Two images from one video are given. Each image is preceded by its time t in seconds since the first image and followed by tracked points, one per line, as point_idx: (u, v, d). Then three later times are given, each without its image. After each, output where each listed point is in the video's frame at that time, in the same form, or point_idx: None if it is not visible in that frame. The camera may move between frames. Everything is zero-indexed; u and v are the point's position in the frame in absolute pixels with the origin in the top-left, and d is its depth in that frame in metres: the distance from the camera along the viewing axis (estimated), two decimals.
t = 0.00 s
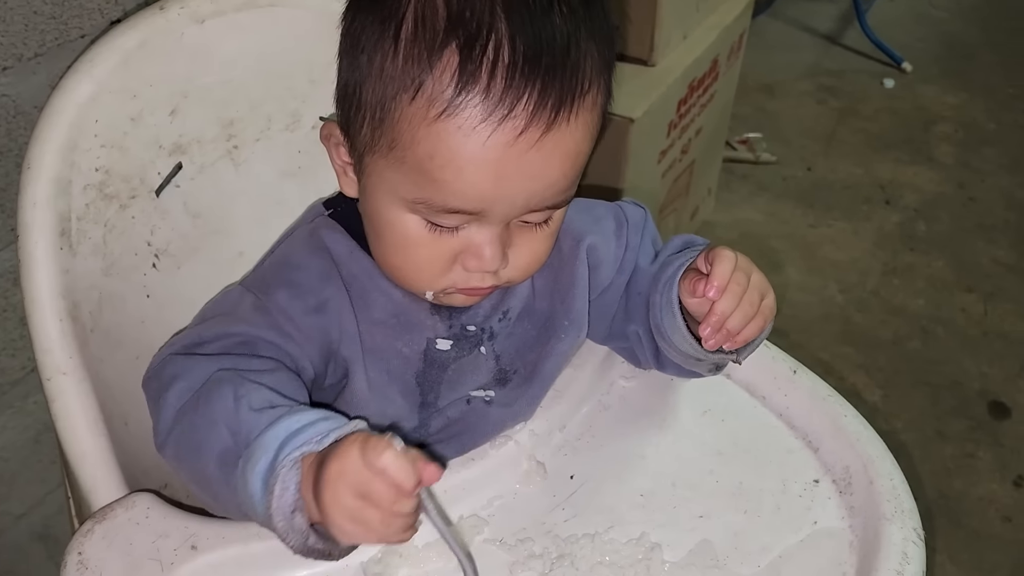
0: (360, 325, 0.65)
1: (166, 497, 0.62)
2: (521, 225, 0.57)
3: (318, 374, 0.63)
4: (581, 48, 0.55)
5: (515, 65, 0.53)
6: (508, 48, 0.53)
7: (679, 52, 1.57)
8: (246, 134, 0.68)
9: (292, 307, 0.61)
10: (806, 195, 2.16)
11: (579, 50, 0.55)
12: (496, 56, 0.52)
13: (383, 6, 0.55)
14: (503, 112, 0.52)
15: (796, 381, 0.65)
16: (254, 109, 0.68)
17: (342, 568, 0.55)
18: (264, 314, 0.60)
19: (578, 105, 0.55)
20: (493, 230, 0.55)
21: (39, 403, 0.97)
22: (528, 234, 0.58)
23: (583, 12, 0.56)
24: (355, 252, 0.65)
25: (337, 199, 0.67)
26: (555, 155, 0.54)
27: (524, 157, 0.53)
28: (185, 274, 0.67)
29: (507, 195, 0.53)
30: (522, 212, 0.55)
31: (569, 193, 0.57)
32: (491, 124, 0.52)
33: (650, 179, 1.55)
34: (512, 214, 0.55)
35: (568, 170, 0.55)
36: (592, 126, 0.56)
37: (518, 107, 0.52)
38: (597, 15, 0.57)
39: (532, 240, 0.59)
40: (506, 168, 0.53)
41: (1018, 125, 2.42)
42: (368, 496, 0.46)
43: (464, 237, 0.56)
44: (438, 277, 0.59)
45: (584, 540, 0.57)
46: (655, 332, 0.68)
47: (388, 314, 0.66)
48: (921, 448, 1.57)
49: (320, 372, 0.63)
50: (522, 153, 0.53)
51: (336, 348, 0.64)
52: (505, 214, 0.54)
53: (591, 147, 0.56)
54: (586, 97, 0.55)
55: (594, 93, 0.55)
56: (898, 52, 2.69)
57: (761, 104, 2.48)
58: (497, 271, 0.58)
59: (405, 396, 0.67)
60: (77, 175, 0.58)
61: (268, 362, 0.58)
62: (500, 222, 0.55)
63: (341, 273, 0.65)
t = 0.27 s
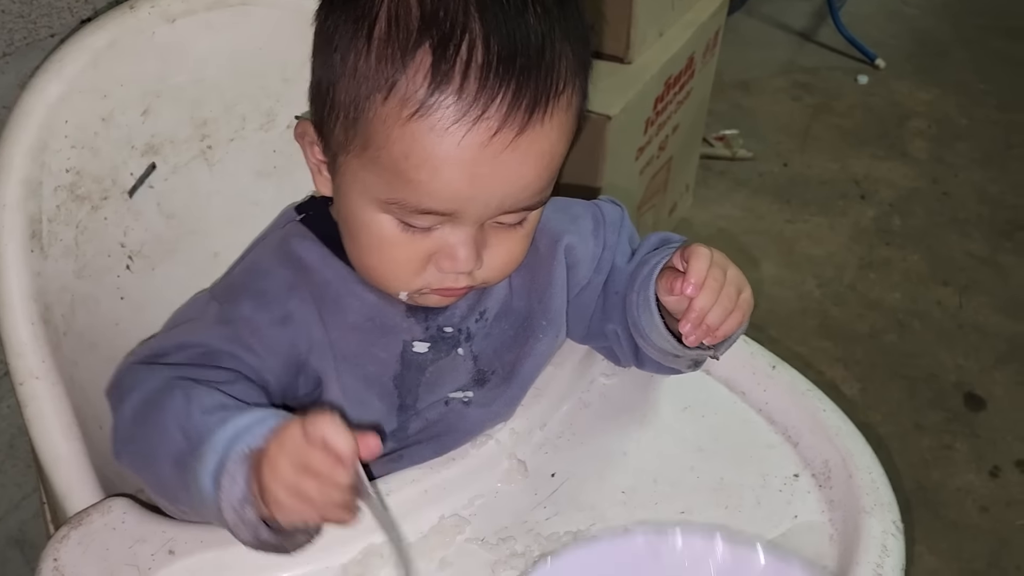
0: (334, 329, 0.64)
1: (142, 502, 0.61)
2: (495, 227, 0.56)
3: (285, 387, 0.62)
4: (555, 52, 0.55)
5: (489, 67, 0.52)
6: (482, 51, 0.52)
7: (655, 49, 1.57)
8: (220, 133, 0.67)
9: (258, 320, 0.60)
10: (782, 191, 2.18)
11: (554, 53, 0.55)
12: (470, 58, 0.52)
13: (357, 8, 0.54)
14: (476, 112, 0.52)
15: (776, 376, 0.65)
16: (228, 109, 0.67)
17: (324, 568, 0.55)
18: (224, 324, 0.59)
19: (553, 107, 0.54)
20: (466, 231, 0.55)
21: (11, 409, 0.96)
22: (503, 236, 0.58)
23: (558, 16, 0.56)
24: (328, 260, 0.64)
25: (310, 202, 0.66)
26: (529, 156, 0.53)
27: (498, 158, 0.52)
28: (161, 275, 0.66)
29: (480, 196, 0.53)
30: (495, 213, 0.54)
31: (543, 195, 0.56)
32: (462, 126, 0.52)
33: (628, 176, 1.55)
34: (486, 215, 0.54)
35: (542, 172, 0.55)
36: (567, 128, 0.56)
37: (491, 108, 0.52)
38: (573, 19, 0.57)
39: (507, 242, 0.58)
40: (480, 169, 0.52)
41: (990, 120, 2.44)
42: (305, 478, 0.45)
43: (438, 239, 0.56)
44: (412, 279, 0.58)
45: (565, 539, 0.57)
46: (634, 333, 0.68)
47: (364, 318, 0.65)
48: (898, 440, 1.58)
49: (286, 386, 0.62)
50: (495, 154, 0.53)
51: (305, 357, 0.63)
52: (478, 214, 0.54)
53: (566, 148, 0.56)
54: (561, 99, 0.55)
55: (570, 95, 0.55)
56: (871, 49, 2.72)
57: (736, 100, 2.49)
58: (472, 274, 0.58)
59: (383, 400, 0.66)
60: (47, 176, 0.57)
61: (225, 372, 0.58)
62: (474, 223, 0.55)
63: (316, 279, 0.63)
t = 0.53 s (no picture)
0: (288, 339, 0.63)
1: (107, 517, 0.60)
2: (448, 253, 0.55)
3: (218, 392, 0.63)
4: (517, 78, 0.52)
5: (442, 97, 0.50)
6: (436, 80, 0.50)
7: (629, 51, 1.57)
8: (182, 142, 0.66)
9: (193, 314, 0.61)
10: (758, 191, 2.18)
11: (514, 82, 0.52)
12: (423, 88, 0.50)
13: (314, 26, 0.52)
14: (424, 142, 0.51)
15: (744, 380, 0.65)
16: (190, 116, 0.66)
17: None
18: (154, 313, 0.60)
19: (507, 137, 0.53)
20: (416, 260, 0.54)
21: None
22: (458, 261, 0.57)
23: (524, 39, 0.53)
24: (283, 267, 0.62)
25: (276, 206, 0.63)
26: (478, 187, 0.53)
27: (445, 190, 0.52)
28: (122, 286, 0.65)
29: (426, 227, 0.52)
30: (445, 242, 0.54)
31: (497, 224, 0.55)
32: (410, 156, 0.51)
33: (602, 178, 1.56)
34: (434, 245, 0.53)
35: (493, 203, 0.54)
36: (523, 156, 0.54)
37: (441, 139, 0.51)
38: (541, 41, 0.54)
39: (462, 266, 0.57)
40: (426, 200, 0.52)
41: (963, 119, 2.46)
42: (196, 419, 0.51)
43: (386, 265, 0.55)
44: (364, 298, 0.58)
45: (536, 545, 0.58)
46: (601, 349, 0.66)
47: (317, 328, 0.63)
48: (872, 440, 1.60)
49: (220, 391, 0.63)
50: (443, 185, 0.52)
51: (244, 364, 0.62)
52: (426, 245, 0.53)
53: (522, 176, 0.55)
54: (517, 127, 0.53)
55: (526, 124, 0.53)
56: (846, 50, 2.73)
57: (712, 100, 2.50)
58: (424, 299, 0.57)
59: (342, 413, 0.64)
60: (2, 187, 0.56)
61: (151, 349, 0.60)
62: (423, 252, 0.54)
63: (268, 286, 0.62)
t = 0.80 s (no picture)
0: (248, 354, 0.61)
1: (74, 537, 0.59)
2: (408, 260, 0.54)
3: (168, 411, 0.61)
4: (466, 81, 0.51)
5: (390, 106, 0.49)
6: (383, 90, 0.49)
7: (609, 55, 1.56)
8: (142, 152, 0.65)
9: (145, 332, 0.59)
10: (742, 194, 2.18)
11: (464, 86, 0.51)
12: (371, 97, 0.49)
13: (253, 38, 0.50)
14: (376, 153, 0.49)
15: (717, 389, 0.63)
16: (149, 125, 0.65)
17: None
18: (107, 332, 0.58)
19: (462, 142, 0.52)
20: (377, 269, 0.53)
21: None
22: (419, 267, 0.56)
23: (471, 41, 0.52)
24: (243, 281, 0.61)
25: (231, 218, 0.63)
26: (435, 196, 0.51)
27: (401, 201, 0.50)
28: (81, 299, 0.64)
29: (385, 238, 0.51)
30: (405, 251, 0.53)
31: (456, 228, 0.54)
32: (364, 168, 0.50)
33: (583, 183, 1.55)
34: (393, 254, 0.52)
35: (451, 209, 0.53)
36: (479, 160, 0.53)
37: (394, 149, 0.50)
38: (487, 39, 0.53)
39: (423, 272, 0.56)
40: (382, 212, 0.50)
41: (947, 120, 2.47)
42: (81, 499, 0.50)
43: (347, 277, 0.54)
44: (326, 311, 0.57)
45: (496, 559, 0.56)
46: (578, 350, 0.66)
47: (278, 342, 0.61)
48: (856, 443, 1.59)
49: (170, 410, 0.61)
50: (399, 196, 0.51)
51: (200, 382, 0.60)
52: (385, 255, 0.52)
53: (479, 180, 0.54)
54: (471, 133, 0.52)
55: (480, 126, 0.52)
56: (830, 52, 2.73)
57: (695, 103, 2.50)
58: (387, 307, 0.56)
59: (304, 427, 0.62)
60: None
61: (97, 371, 0.57)
62: (383, 261, 0.53)
63: (229, 302, 0.61)
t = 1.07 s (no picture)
0: (227, 328, 0.63)
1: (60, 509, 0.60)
2: (373, 229, 0.55)
3: (149, 384, 0.62)
4: (421, 51, 0.53)
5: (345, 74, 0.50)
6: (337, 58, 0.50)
7: (601, 51, 1.58)
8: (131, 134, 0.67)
9: (128, 309, 0.60)
10: (735, 190, 2.20)
11: (418, 55, 0.53)
12: (326, 65, 0.50)
13: (211, 13, 0.52)
14: (334, 120, 0.50)
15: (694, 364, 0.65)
16: (138, 110, 0.67)
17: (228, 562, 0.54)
18: (90, 311, 0.59)
19: (419, 109, 0.53)
20: (342, 237, 0.54)
21: None
22: (385, 236, 0.57)
23: (425, 12, 0.53)
24: (220, 258, 0.63)
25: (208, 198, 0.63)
26: (394, 161, 0.52)
27: (360, 167, 0.51)
28: (70, 278, 0.66)
29: (346, 204, 0.52)
30: (367, 219, 0.53)
31: (419, 196, 0.55)
32: (322, 135, 0.50)
33: (575, 177, 1.57)
34: (356, 221, 0.53)
35: (411, 175, 0.53)
36: (438, 129, 0.54)
37: (351, 116, 0.51)
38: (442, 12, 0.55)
39: (389, 241, 0.57)
40: (342, 178, 0.51)
41: (937, 117, 2.49)
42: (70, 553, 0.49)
43: (314, 246, 0.55)
44: (295, 282, 0.57)
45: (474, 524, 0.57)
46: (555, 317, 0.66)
47: (256, 316, 0.63)
48: (847, 433, 1.61)
49: (151, 383, 0.62)
50: (358, 162, 0.51)
51: (180, 355, 0.62)
52: (348, 222, 0.53)
53: (439, 149, 0.55)
54: (427, 101, 0.53)
55: (436, 94, 0.53)
56: (822, 51, 2.75)
57: (688, 101, 2.52)
58: (356, 276, 0.57)
59: (282, 397, 0.64)
60: None
61: (78, 354, 0.57)
62: (347, 229, 0.54)
63: (206, 277, 0.63)
